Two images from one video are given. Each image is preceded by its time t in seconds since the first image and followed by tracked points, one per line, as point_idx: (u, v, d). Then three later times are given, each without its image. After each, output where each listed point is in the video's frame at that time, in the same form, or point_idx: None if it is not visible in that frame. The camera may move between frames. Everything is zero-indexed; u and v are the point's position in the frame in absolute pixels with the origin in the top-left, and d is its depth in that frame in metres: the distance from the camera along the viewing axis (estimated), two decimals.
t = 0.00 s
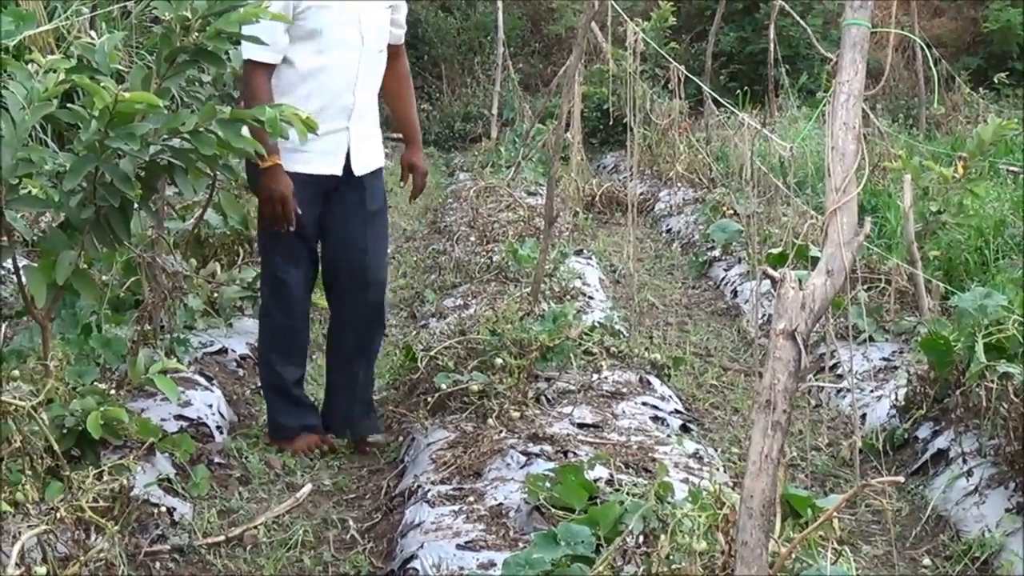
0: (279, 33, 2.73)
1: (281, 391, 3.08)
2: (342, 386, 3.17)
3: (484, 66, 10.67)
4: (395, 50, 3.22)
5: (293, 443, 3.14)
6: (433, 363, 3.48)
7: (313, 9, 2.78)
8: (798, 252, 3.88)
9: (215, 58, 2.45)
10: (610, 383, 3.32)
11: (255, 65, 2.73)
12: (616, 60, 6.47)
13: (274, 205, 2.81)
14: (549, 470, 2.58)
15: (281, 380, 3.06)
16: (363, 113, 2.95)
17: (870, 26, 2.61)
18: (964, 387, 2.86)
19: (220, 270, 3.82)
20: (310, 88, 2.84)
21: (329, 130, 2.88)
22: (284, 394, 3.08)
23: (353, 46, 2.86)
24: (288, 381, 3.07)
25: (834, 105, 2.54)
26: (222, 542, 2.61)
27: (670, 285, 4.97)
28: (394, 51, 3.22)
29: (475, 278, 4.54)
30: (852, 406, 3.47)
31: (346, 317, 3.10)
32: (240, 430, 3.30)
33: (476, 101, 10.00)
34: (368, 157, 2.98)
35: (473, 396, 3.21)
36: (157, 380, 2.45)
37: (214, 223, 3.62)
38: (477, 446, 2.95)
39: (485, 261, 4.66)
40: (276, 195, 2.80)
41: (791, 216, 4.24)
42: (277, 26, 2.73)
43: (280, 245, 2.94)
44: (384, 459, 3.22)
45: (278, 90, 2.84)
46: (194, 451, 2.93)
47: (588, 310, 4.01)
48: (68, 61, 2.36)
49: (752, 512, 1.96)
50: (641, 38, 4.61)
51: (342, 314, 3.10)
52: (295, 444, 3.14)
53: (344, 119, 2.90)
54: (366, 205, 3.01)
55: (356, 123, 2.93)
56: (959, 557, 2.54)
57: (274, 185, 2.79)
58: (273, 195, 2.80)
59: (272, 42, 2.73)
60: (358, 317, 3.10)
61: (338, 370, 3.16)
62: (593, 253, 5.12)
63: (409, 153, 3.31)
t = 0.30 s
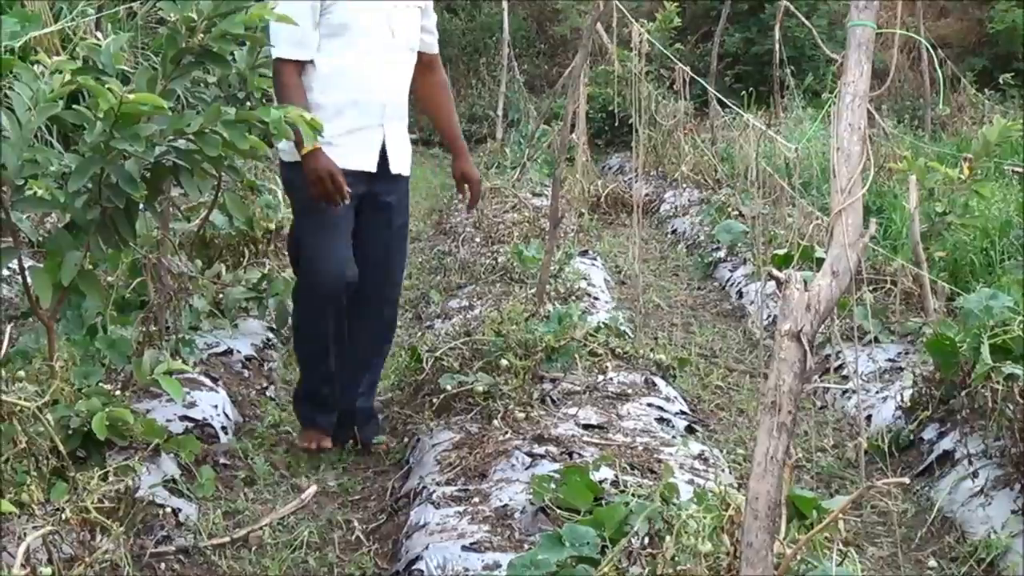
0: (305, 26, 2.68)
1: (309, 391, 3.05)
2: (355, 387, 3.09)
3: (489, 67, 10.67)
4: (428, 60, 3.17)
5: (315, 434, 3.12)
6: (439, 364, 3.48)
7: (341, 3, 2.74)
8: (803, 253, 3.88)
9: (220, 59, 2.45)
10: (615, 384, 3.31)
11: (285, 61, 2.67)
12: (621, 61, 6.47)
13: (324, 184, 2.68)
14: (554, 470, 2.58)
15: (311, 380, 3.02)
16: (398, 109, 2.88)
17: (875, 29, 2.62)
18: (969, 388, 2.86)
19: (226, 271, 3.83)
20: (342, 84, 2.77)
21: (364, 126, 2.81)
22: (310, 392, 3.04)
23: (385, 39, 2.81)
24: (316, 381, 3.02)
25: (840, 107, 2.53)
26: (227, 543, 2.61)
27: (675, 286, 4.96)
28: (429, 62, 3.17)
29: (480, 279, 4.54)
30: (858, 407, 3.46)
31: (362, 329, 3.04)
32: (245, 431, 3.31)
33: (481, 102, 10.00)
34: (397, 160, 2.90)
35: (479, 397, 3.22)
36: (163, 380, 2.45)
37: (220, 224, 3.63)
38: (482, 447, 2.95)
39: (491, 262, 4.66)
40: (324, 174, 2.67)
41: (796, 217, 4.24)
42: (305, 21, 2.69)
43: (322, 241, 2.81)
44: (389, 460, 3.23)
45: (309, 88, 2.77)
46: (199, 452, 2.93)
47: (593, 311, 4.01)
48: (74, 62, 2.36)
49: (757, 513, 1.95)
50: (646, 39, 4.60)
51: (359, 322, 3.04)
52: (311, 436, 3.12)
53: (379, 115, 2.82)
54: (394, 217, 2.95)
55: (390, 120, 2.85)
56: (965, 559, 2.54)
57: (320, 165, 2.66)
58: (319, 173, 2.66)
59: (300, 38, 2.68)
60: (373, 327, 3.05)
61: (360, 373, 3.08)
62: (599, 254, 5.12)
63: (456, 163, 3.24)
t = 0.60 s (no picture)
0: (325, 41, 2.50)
1: (330, 419, 2.62)
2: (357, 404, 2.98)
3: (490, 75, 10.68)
4: (444, 72, 3.08)
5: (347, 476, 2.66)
6: (440, 372, 3.48)
7: (365, 17, 2.54)
8: (804, 261, 3.88)
9: (222, 67, 2.45)
10: (617, 392, 3.31)
11: (302, 75, 2.49)
12: (622, 69, 6.48)
13: (333, 189, 2.49)
14: (554, 478, 2.58)
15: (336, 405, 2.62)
16: (411, 129, 2.71)
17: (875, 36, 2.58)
18: (970, 395, 2.85)
19: (227, 279, 3.83)
20: (358, 101, 2.59)
21: (377, 145, 2.63)
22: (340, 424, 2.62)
23: (404, 59, 2.62)
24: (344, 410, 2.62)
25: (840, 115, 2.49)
26: (228, 552, 2.61)
27: (676, 294, 4.96)
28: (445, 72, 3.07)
29: (481, 287, 4.54)
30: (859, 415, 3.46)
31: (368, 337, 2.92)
32: (246, 439, 3.31)
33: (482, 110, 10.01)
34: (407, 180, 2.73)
35: (480, 405, 3.21)
36: (162, 389, 2.46)
37: (221, 232, 3.63)
38: (483, 455, 2.95)
39: (492, 269, 4.66)
40: (333, 177, 2.48)
41: (796, 225, 4.24)
42: (325, 32, 2.49)
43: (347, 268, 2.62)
44: (390, 468, 3.23)
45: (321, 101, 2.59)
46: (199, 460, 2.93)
47: (594, 318, 4.01)
48: (76, 69, 2.37)
49: (759, 521, 1.96)
50: (647, 47, 4.61)
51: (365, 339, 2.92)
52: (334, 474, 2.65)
53: (392, 134, 2.65)
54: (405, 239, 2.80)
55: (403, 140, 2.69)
56: (966, 567, 2.53)
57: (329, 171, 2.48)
58: (327, 178, 2.47)
59: (318, 49, 2.50)
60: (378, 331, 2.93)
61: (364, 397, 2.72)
62: (599, 262, 5.12)
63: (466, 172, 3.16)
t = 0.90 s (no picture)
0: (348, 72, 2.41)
1: (344, 474, 2.62)
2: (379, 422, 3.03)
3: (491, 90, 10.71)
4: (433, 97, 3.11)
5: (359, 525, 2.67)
6: (441, 388, 3.49)
7: (379, 57, 2.49)
8: (804, 276, 3.88)
9: (223, 82, 2.45)
10: (618, 407, 3.31)
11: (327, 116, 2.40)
12: (623, 84, 6.50)
13: (364, 245, 2.44)
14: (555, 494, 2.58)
15: (351, 466, 2.61)
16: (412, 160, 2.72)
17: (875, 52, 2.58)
18: (971, 410, 2.84)
19: (228, 294, 3.84)
20: (369, 139, 2.55)
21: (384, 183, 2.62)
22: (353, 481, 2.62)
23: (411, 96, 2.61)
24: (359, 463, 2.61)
25: (842, 130, 2.51)
26: (228, 567, 2.60)
27: (677, 309, 4.96)
28: (435, 96, 3.07)
29: (482, 303, 4.54)
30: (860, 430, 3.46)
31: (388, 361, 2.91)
32: (247, 454, 3.31)
33: (483, 126, 10.04)
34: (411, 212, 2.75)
35: (481, 420, 3.21)
36: (163, 403, 2.51)
37: (222, 247, 3.63)
38: (484, 469, 2.94)
39: (493, 284, 4.66)
40: (364, 231, 2.43)
41: (797, 240, 4.24)
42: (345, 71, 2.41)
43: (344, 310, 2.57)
44: (391, 484, 3.23)
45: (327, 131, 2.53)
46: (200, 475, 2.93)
47: (595, 333, 4.01)
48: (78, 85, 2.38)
49: (760, 536, 1.96)
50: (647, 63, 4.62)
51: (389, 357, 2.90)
52: (355, 529, 2.67)
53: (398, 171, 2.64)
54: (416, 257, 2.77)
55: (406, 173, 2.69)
56: None
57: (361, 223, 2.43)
58: (358, 234, 2.43)
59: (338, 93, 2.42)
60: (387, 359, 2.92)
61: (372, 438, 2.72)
62: (600, 277, 5.12)
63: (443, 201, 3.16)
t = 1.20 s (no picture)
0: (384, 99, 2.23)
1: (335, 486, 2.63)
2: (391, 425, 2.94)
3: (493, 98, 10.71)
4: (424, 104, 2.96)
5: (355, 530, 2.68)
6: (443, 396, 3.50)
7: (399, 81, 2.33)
8: (806, 283, 3.88)
9: (225, 90, 2.47)
10: (619, 415, 3.31)
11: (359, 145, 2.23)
12: (624, 92, 6.50)
13: (427, 286, 2.33)
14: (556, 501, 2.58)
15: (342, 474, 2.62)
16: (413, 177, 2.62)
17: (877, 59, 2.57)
18: (972, 418, 2.84)
19: (229, 302, 3.84)
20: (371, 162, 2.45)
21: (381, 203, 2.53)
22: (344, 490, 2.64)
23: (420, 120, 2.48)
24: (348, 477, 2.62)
25: (842, 138, 2.50)
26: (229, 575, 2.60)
27: (678, 317, 4.96)
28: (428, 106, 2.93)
29: (483, 310, 4.54)
30: (861, 437, 3.45)
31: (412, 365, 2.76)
32: (248, 462, 3.30)
33: (485, 133, 10.05)
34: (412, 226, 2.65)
35: (482, 428, 3.21)
36: (164, 411, 2.55)
37: (223, 255, 3.63)
38: (486, 477, 2.95)
39: (494, 292, 4.66)
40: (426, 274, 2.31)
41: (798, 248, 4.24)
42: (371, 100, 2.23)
43: (328, 333, 2.52)
44: (392, 491, 3.22)
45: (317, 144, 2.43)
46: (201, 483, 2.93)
47: (597, 341, 4.01)
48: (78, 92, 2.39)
49: (761, 544, 1.97)
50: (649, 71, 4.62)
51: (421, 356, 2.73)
52: (355, 535, 2.69)
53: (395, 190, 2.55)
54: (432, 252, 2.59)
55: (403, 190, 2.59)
56: None
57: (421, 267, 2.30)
58: (422, 276, 2.31)
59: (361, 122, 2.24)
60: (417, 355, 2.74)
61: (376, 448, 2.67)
62: (601, 285, 5.12)
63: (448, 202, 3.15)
